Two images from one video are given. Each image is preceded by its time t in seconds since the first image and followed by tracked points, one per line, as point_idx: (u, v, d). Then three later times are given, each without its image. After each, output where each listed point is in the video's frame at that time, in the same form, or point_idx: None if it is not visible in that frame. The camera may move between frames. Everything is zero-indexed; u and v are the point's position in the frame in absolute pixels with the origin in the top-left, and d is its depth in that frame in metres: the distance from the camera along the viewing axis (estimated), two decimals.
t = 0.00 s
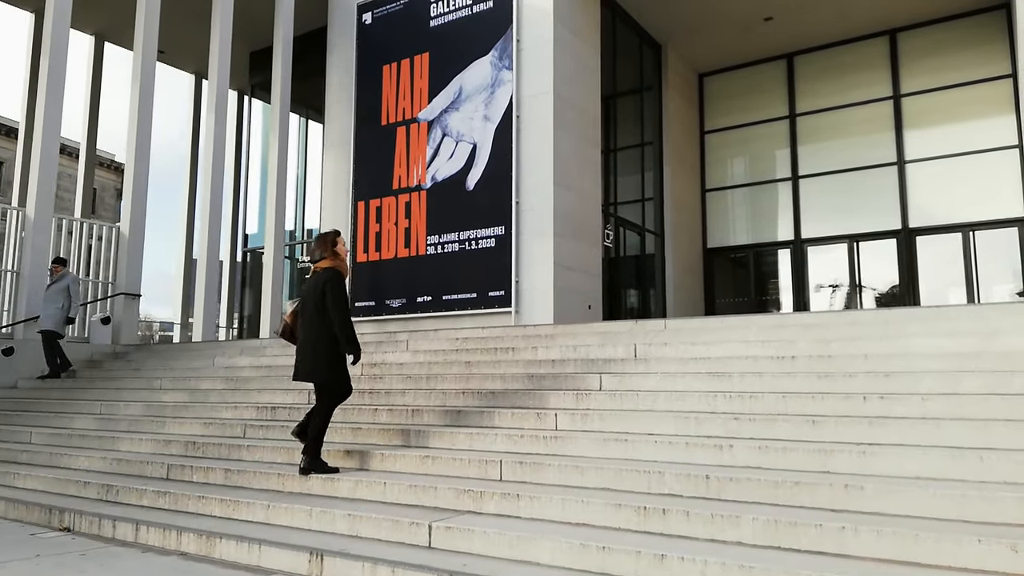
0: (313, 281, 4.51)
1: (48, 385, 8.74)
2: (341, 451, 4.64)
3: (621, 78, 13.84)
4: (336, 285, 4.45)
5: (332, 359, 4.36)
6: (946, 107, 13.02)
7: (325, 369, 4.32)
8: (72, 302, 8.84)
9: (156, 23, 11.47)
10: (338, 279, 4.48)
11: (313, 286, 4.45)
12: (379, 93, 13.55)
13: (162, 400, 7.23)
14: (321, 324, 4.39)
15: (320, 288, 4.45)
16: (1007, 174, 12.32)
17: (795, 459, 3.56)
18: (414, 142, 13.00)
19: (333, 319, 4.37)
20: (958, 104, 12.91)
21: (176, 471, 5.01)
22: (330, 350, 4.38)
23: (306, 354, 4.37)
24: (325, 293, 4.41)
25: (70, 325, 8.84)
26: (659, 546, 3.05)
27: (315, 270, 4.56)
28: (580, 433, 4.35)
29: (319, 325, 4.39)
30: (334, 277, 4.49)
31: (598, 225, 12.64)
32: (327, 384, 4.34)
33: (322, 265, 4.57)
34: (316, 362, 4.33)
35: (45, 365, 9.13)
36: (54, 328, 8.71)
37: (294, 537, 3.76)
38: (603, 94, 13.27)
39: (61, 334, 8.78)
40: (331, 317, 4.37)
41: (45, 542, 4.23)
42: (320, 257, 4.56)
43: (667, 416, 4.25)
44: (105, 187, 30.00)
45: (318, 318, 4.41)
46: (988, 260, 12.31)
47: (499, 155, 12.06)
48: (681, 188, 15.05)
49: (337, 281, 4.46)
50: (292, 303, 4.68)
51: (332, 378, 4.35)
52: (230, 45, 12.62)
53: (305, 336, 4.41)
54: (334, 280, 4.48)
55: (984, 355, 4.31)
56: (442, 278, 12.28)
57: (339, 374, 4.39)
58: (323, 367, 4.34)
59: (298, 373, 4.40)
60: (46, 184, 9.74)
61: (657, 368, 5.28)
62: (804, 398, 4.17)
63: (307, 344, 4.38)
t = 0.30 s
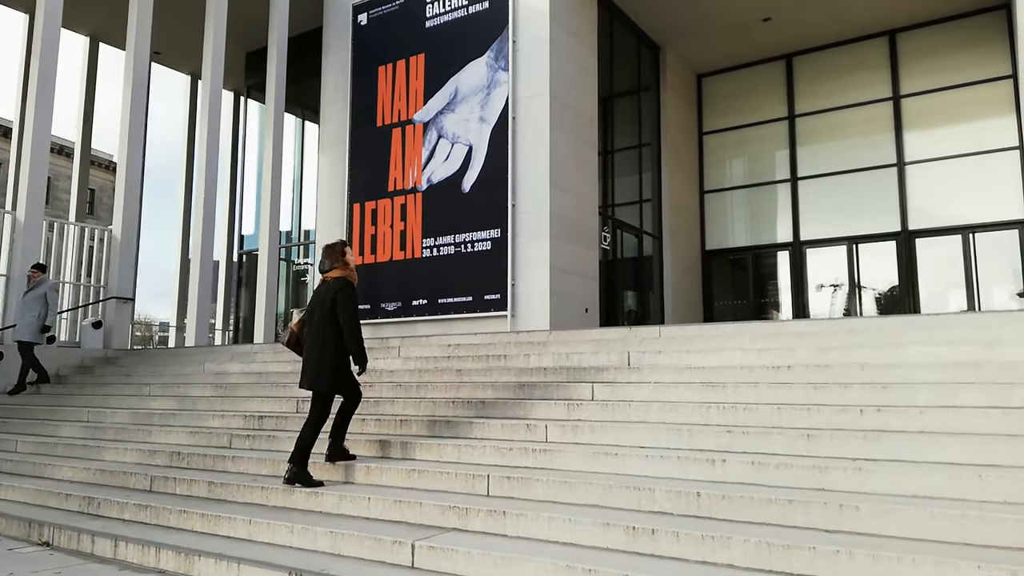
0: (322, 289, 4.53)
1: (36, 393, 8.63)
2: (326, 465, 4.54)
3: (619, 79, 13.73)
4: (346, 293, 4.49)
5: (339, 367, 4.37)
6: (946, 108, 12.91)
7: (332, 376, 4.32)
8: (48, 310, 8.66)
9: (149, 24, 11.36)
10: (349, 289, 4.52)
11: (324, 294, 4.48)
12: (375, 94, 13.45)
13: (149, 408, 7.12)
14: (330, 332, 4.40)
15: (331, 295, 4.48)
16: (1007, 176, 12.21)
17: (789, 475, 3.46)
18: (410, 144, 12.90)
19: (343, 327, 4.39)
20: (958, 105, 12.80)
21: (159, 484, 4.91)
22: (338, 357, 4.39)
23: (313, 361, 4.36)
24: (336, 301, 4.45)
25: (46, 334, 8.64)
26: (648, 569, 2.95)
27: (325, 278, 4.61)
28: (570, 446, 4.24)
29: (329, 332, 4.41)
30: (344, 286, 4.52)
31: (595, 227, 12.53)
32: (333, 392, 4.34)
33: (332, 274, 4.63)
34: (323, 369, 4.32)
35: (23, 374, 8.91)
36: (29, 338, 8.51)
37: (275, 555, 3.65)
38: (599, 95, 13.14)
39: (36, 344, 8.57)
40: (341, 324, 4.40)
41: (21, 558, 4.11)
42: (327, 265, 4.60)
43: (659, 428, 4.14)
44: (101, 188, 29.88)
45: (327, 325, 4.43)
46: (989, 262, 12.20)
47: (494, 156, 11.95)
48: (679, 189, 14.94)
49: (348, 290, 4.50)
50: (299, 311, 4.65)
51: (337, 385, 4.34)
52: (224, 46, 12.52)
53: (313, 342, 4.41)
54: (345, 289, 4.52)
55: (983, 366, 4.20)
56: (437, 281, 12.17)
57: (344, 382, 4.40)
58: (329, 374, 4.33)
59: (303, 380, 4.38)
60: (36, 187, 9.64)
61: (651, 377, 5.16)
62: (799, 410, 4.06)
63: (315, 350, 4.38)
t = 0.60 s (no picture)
0: (322, 284, 4.50)
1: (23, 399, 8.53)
2: (309, 475, 4.46)
3: (615, 80, 13.65)
4: (344, 286, 4.44)
5: (338, 359, 4.29)
6: (944, 110, 12.83)
7: (331, 369, 4.25)
8: (23, 320, 8.54)
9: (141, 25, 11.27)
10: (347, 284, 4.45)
11: (323, 287, 4.45)
12: (369, 95, 13.36)
13: (136, 414, 7.02)
14: (329, 324, 4.35)
15: (330, 288, 4.44)
16: (1005, 178, 12.13)
17: (779, 489, 3.37)
18: (404, 146, 12.81)
19: (341, 319, 4.33)
20: (956, 107, 12.72)
21: (140, 494, 4.82)
22: (337, 350, 4.32)
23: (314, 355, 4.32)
24: (334, 294, 4.41)
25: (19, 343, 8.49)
26: None
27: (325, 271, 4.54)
28: (557, 457, 4.15)
29: (327, 325, 4.35)
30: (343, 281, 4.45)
31: (590, 230, 12.45)
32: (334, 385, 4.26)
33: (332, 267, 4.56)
34: (322, 362, 4.26)
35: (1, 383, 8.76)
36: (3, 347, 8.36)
37: (252, 571, 3.56)
38: (595, 97, 13.05)
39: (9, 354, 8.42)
40: (339, 316, 4.34)
41: None
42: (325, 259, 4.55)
43: (648, 439, 4.05)
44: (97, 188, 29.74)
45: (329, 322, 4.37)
46: (987, 265, 12.11)
47: (489, 159, 11.86)
48: (676, 192, 14.86)
49: (347, 283, 4.45)
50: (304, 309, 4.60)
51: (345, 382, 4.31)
52: (217, 46, 12.43)
53: (313, 337, 4.37)
54: (343, 282, 4.47)
55: (979, 375, 4.12)
56: (432, 284, 12.09)
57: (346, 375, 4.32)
58: (328, 367, 4.27)
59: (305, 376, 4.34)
60: (25, 189, 9.55)
61: (642, 385, 5.07)
62: (791, 420, 3.98)
63: (315, 345, 4.33)
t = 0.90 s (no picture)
0: (320, 287, 4.54)
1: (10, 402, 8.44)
2: (288, 485, 4.38)
3: (611, 80, 13.54)
4: (340, 289, 4.46)
5: (332, 363, 4.34)
6: (943, 109, 12.71)
7: (324, 373, 4.31)
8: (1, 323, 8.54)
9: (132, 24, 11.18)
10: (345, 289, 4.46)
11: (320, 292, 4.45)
12: (364, 95, 13.26)
13: (121, 419, 6.93)
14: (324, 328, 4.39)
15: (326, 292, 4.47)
16: (1005, 178, 12.00)
17: (766, 503, 3.27)
18: (399, 146, 12.72)
19: (336, 323, 4.36)
20: (956, 106, 12.60)
21: (118, 503, 4.73)
22: (332, 354, 4.37)
23: (310, 358, 4.40)
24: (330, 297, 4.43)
25: None
26: None
27: (325, 276, 4.60)
28: (541, 466, 4.05)
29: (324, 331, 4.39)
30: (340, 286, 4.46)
31: (587, 231, 12.35)
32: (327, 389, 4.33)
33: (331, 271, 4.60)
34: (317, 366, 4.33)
35: None
36: None
37: None
38: (591, 97, 12.92)
39: None
40: (334, 320, 4.37)
41: None
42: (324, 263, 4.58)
43: (634, 448, 3.95)
44: (94, 187, 29.63)
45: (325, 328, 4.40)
46: (987, 266, 11.98)
47: (484, 159, 11.76)
48: (673, 192, 14.75)
49: (343, 286, 4.46)
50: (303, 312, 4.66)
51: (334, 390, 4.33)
52: (210, 46, 12.32)
53: (309, 340, 4.43)
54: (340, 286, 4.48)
55: (973, 382, 4.01)
56: (426, 285, 11.99)
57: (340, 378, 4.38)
58: (321, 371, 4.33)
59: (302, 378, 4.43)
60: (14, 190, 9.45)
61: (631, 391, 4.97)
62: (781, 430, 3.87)
63: (311, 348, 4.40)
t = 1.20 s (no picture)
0: (331, 284, 4.61)
1: None
2: (271, 495, 4.29)
3: (608, 81, 13.45)
4: (353, 286, 4.52)
5: (344, 359, 4.42)
6: (941, 111, 12.63)
7: (336, 369, 4.38)
8: None
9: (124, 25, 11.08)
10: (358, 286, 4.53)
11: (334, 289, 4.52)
12: (358, 96, 13.17)
13: (107, 425, 6.83)
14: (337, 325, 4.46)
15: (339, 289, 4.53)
16: (1004, 179, 11.92)
17: (754, 518, 3.18)
18: (393, 147, 12.63)
19: (349, 320, 4.43)
20: (954, 107, 12.51)
21: (99, 513, 4.64)
22: (345, 350, 4.44)
23: (321, 354, 4.46)
24: (343, 294, 4.51)
25: None
26: None
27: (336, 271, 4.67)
28: (527, 478, 3.96)
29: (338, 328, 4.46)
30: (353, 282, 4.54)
31: (583, 233, 12.26)
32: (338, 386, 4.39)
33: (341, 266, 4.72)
34: (330, 362, 4.39)
35: None
36: None
37: None
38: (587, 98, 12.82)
39: None
40: (347, 317, 4.45)
41: None
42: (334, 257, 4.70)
43: (622, 460, 3.86)
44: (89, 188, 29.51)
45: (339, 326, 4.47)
46: (986, 268, 11.90)
47: (479, 160, 11.67)
48: (671, 194, 14.66)
49: (356, 285, 4.54)
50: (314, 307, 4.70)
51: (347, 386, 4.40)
52: (202, 46, 12.22)
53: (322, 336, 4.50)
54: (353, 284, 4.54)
55: (969, 391, 3.93)
56: (420, 288, 11.90)
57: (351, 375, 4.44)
58: (333, 367, 4.40)
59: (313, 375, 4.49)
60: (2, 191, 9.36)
61: (621, 399, 4.87)
62: (770, 440, 3.79)
63: (323, 345, 4.46)
